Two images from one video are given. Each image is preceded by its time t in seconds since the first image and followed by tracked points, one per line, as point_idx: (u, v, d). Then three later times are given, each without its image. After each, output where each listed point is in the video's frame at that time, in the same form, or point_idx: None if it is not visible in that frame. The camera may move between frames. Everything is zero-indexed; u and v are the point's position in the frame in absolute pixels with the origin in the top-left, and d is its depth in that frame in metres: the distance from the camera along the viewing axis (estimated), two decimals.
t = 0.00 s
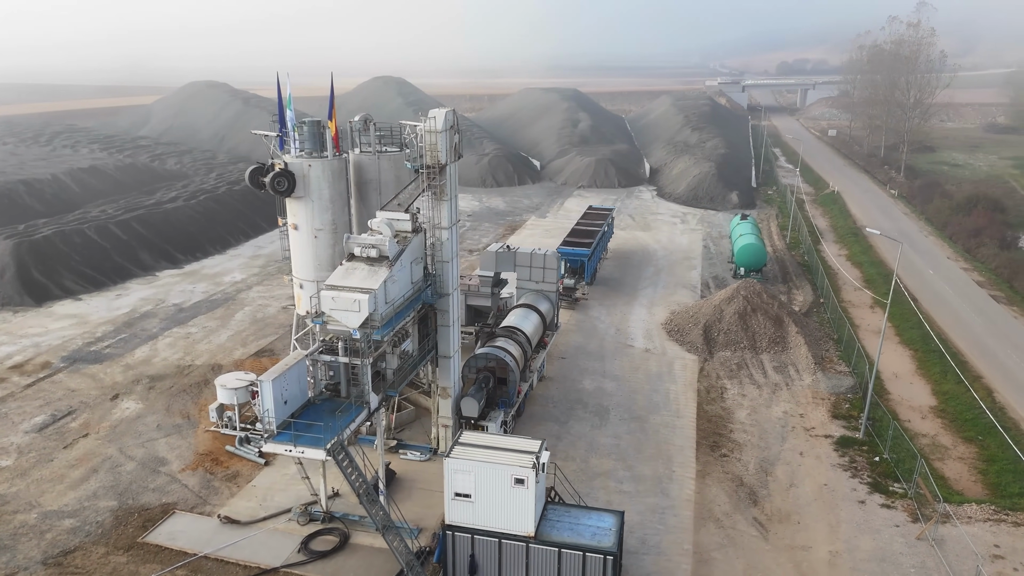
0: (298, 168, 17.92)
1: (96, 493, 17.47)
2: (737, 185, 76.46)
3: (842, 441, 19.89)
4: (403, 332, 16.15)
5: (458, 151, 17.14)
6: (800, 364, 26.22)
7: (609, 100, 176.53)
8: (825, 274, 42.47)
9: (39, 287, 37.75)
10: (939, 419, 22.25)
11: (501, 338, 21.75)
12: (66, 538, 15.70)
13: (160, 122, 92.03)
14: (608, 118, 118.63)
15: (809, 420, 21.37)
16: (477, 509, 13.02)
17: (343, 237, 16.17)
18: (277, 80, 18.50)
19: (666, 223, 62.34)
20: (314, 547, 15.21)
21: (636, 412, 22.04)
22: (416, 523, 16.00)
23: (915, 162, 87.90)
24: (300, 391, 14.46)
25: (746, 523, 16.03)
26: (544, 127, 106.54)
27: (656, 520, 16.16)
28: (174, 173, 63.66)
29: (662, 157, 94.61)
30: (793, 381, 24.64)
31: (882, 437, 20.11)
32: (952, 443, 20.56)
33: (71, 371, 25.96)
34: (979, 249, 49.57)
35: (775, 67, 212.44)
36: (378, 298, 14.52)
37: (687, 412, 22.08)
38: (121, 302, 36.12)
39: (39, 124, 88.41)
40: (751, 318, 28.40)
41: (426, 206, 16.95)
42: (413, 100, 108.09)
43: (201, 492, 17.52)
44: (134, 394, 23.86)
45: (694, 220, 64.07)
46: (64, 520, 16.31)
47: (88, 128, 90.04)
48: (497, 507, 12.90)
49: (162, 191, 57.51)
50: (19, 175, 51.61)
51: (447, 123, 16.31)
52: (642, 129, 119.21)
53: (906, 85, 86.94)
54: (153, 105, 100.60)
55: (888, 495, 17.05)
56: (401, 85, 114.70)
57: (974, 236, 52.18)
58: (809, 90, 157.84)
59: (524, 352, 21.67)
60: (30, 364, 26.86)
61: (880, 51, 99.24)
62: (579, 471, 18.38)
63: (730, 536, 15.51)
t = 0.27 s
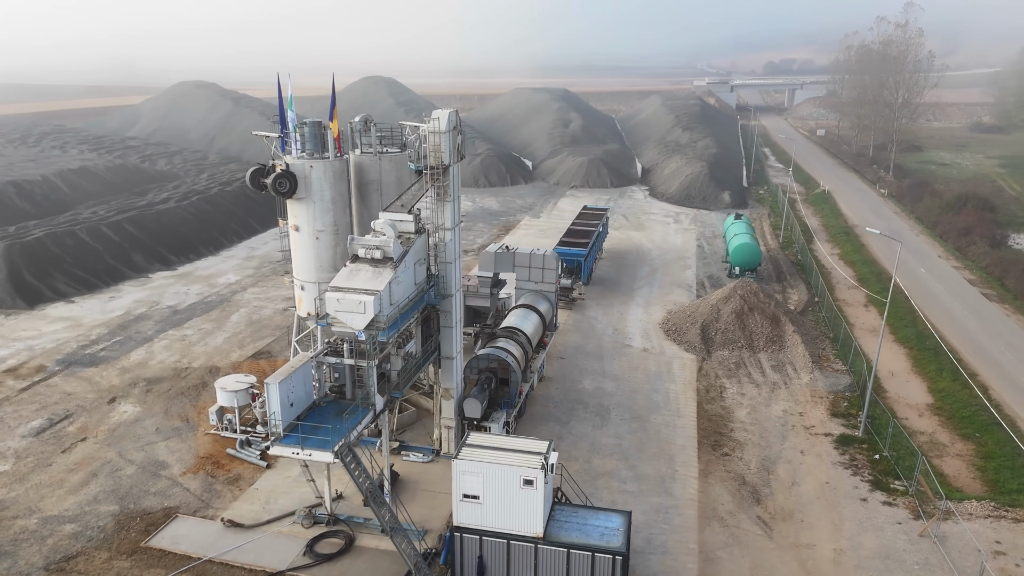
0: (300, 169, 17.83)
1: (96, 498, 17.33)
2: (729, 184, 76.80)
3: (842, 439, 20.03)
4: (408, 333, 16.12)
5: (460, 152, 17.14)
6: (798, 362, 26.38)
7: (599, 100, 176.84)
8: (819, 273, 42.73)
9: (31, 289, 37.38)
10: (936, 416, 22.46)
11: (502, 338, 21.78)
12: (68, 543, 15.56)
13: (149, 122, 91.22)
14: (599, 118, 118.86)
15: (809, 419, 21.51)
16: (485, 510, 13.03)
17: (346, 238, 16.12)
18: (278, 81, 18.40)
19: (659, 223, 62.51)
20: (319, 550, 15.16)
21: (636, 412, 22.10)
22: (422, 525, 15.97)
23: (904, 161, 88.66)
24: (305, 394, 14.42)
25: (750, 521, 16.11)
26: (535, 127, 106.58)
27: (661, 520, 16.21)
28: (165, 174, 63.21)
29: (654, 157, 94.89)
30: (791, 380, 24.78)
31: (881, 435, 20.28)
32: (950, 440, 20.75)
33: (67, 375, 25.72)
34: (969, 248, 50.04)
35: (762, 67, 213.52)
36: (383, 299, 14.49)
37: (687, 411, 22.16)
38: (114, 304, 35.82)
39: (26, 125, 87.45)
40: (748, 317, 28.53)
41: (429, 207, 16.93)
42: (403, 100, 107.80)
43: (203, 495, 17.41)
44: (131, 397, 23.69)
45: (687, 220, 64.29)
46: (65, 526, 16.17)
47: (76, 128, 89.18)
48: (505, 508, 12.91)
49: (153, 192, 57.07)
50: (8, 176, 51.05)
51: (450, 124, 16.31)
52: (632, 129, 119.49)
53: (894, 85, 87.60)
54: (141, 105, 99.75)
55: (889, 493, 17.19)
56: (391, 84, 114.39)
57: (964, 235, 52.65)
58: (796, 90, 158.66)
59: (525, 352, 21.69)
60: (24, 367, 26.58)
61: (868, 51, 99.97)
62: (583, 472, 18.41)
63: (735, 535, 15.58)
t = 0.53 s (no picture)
0: (301, 170, 17.76)
1: (97, 503, 17.18)
2: (720, 184, 77.13)
3: (842, 438, 20.18)
4: (412, 335, 16.09)
5: (463, 153, 17.13)
6: (795, 361, 26.54)
7: (589, 100, 177.14)
8: (812, 272, 42.99)
9: (23, 292, 37.00)
10: (933, 414, 22.66)
11: (503, 339, 21.77)
12: (70, 548, 15.43)
13: (137, 123, 90.44)
14: (590, 118, 119.05)
15: (808, 418, 21.65)
16: (493, 512, 13.03)
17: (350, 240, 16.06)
18: (279, 81, 18.31)
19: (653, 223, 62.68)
20: (324, 553, 15.10)
21: (637, 412, 22.16)
22: (426, 527, 15.95)
23: (892, 160, 89.35)
24: (311, 396, 14.37)
25: (754, 520, 16.19)
26: (527, 127, 106.59)
27: (666, 519, 16.26)
28: (156, 175, 62.75)
29: (645, 157, 95.13)
30: (790, 379, 24.92)
31: (881, 433, 20.44)
32: (947, 437, 20.94)
33: (62, 379, 25.48)
34: (960, 246, 50.48)
35: (750, 67, 214.60)
36: (388, 301, 14.44)
37: (687, 411, 22.25)
38: (108, 307, 35.51)
39: (13, 126, 86.50)
40: (745, 316, 28.66)
41: (432, 208, 16.91)
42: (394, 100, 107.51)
43: (205, 499, 17.32)
44: (128, 401, 23.51)
45: (680, 220, 64.51)
46: (66, 531, 16.03)
47: (64, 129, 88.32)
48: (513, 509, 12.93)
49: (144, 193, 56.62)
50: None
51: (453, 125, 16.30)
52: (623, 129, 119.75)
53: (883, 86, 88.26)
54: (130, 105, 98.93)
55: (891, 490, 17.34)
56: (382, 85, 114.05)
57: (954, 233, 53.11)
58: (784, 90, 159.59)
59: (526, 353, 21.72)
60: (19, 371, 26.31)
61: (856, 51, 100.71)
62: (586, 472, 18.43)
63: (740, 534, 15.66)
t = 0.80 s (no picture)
0: (303, 172, 17.69)
1: (98, 507, 17.04)
2: (712, 184, 77.46)
3: (842, 436, 20.32)
4: (416, 337, 16.06)
5: (465, 154, 17.11)
6: (793, 361, 26.68)
7: (579, 100, 177.47)
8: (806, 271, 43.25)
9: (15, 295, 36.62)
10: (930, 412, 22.85)
11: (504, 340, 21.80)
12: (72, 554, 15.30)
13: (127, 124, 89.71)
14: (580, 118, 119.18)
15: (808, 416, 21.77)
16: (502, 513, 13.04)
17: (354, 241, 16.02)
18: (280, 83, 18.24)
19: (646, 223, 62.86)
20: (330, 556, 15.05)
21: (638, 412, 22.21)
22: (432, 529, 15.92)
23: (882, 160, 90.02)
24: (317, 398, 14.34)
25: (758, 519, 16.26)
26: (518, 127, 106.61)
27: (670, 519, 16.32)
28: (147, 176, 62.31)
29: (637, 157, 95.42)
30: (788, 378, 25.04)
31: (880, 432, 20.57)
32: (945, 435, 21.12)
33: (58, 382, 25.24)
34: (950, 245, 50.91)
35: (737, 67, 215.86)
36: (393, 302, 14.41)
37: (688, 410, 22.33)
38: (101, 309, 35.21)
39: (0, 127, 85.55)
40: (742, 316, 28.79)
41: (435, 210, 16.90)
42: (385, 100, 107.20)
43: (208, 503, 17.22)
44: (126, 404, 23.32)
45: (673, 220, 64.73)
46: (67, 536, 15.88)
47: (52, 130, 87.44)
48: (522, 510, 12.93)
49: (136, 195, 56.19)
50: None
51: (456, 125, 16.28)
52: (614, 129, 120.03)
53: (871, 86, 88.93)
54: (119, 106, 98.07)
55: (892, 489, 17.48)
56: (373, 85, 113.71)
57: (945, 232, 53.57)
58: (772, 90, 160.57)
59: (527, 353, 21.75)
60: (13, 375, 26.03)
61: (845, 52, 101.42)
62: (589, 472, 18.45)
63: (744, 533, 15.73)
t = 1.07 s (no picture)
0: (304, 172, 17.59)
1: (100, 512, 16.90)
2: (704, 184, 77.77)
3: (842, 434, 20.47)
4: (421, 338, 16.03)
5: (468, 154, 17.08)
6: (790, 360, 26.83)
7: (570, 100, 177.72)
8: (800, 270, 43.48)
9: (7, 298, 36.24)
10: (927, 409, 23.04)
11: (505, 341, 21.78)
12: (75, 559, 15.16)
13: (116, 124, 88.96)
14: (571, 118, 119.29)
15: (807, 415, 21.90)
16: (510, 514, 13.04)
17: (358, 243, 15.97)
18: (280, 84, 18.14)
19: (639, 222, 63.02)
20: (335, 559, 14.99)
21: (639, 412, 22.26)
22: (436, 531, 15.89)
23: (871, 160, 90.71)
24: (323, 400, 14.28)
25: (763, 518, 16.33)
26: (510, 128, 106.59)
27: (675, 518, 16.37)
28: (138, 177, 61.85)
29: (628, 157, 95.64)
30: (786, 377, 25.17)
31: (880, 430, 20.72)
32: (943, 433, 21.31)
33: (54, 386, 25.01)
34: (941, 244, 51.34)
35: (726, 67, 216.88)
36: (399, 304, 14.36)
37: (688, 410, 22.40)
38: (95, 312, 34.90)
39: None
40: (740, 315, 28.92)
41: (438, 210, 16.87)
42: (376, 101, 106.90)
43: (210, 506, 17.10)
44: (124, 408, 23.14)
45: (666, 219, 64.93)
46: (69, 542, 15.74)
47: (40, 131, 86.57)
48: (531, 511, 12.93)
49: (127, 196, 55.78)
50: None
51: (460, 126, 16.25)
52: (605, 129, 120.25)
53: (860, 86, 89.57)
54: (108, 106, 97.21)
55: (894, 487, 17.61)
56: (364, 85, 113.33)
57: (935, 231, 54.03)
58: (761, 90, 161.37)
59: (528, 354, 21.76)
60: (7, 379, 25.76)
61: (834, 52, 102.08)
62: (592, 472, 18.47)
63: (749, 532, 15.80)
